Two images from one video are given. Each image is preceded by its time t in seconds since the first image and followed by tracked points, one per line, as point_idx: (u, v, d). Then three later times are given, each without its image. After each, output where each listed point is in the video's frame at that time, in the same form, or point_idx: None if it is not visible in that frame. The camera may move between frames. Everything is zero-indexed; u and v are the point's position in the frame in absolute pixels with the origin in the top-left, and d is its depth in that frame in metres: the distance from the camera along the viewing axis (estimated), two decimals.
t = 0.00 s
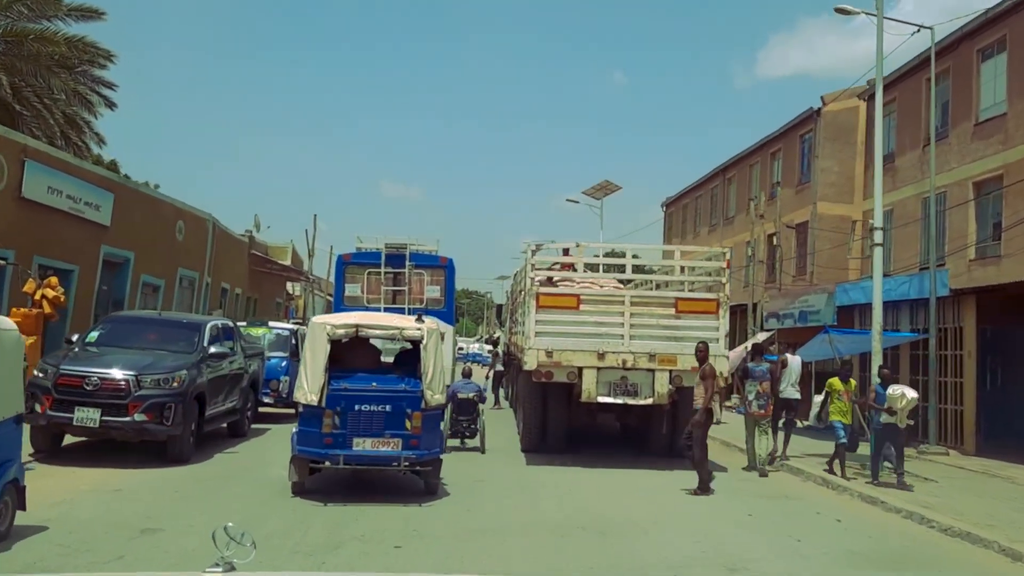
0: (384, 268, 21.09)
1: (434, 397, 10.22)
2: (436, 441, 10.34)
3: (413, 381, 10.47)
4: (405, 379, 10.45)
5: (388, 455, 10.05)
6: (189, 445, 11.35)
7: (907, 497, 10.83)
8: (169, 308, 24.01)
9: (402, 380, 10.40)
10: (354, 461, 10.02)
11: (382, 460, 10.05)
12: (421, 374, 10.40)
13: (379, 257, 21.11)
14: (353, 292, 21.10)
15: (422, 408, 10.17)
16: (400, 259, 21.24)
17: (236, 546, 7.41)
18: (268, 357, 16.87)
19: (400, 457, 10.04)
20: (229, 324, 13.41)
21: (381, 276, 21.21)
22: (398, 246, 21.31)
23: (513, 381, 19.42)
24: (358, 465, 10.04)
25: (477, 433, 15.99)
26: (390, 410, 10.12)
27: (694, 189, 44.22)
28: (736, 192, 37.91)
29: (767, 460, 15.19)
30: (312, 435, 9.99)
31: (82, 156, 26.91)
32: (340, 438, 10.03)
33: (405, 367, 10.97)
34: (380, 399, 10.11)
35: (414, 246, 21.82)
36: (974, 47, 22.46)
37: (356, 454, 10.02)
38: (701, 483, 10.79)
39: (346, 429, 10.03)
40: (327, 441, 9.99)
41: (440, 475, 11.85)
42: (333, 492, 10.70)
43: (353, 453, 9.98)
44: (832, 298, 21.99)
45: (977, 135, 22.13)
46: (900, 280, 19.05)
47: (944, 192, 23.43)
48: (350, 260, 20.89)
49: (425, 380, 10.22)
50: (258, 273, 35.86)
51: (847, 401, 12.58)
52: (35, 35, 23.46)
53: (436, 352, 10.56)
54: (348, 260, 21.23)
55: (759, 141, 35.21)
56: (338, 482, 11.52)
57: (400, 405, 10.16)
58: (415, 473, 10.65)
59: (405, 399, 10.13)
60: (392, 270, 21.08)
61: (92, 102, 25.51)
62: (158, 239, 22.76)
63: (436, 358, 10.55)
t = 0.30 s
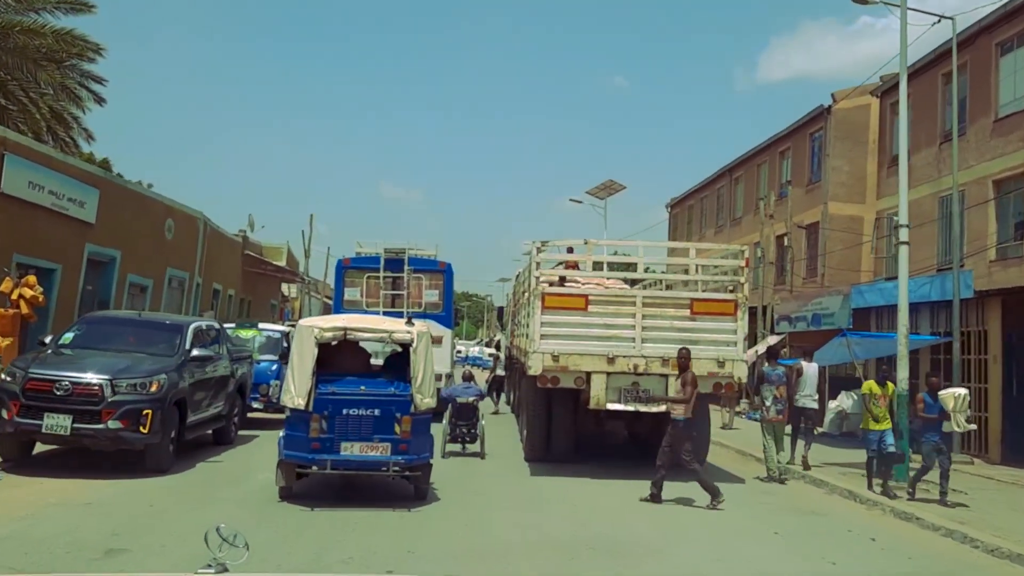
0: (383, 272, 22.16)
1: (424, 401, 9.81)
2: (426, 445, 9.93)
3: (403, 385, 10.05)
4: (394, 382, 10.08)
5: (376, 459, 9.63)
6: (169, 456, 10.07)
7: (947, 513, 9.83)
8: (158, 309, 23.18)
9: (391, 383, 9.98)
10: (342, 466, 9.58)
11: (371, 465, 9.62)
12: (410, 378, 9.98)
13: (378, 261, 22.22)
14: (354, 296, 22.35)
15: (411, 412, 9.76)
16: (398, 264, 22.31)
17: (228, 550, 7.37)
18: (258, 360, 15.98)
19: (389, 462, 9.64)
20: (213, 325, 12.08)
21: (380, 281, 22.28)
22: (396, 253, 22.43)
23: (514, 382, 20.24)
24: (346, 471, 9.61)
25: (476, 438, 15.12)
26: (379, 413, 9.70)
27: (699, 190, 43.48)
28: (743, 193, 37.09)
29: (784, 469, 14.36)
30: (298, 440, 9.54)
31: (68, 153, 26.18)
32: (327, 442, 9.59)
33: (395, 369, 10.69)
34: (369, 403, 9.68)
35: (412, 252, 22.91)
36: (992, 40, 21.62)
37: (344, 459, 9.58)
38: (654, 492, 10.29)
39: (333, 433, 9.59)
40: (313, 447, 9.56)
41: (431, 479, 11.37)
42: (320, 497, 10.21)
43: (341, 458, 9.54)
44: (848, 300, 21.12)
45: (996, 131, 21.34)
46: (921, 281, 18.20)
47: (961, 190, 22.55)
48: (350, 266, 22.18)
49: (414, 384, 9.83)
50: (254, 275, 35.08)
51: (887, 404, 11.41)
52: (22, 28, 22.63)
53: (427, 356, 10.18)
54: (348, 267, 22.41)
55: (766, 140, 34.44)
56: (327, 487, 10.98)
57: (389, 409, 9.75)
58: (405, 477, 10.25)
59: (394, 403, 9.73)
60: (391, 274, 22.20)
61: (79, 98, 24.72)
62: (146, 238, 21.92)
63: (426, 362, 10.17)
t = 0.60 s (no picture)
0: (385, 277, 21.82)
1: (413, 404, 9.75)
2: (416, 448, 9.83)
3: (394, 387, 9.95)
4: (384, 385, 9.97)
5: (366, 462, 9.51)
6: (153, 465, 9.36)
7: (981, 527, 9.19)
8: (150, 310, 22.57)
9: (382, 386, 9.86)
10: (332, 468, 9.47)
11: (361, 467, 9.51)
12: (401, 380, 9.90)
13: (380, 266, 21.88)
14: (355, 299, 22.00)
15: (401, 415, 9.66)
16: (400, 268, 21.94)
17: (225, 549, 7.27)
18: (251, 363, 15.38)
19: (380, 464, 9.51)
20: (200, 326, 11.35)
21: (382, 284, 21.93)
22: (398, 256, 22.10)
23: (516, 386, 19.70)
24: (336, 473, 9.50)
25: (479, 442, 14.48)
26: (369, 416, 9.58)
27: (703, 191, 42.86)
28: (749, 193, 36.48)
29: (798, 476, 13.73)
30: (289, 442, 9.40)
31: (59, 149, 25.61)
32: (318, 444, 9.46)
33: (386, 371, 10.62)
34: (359, 405, 9.56)
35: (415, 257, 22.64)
36: (1009, 34, 21.01)
37: (334, 461, 9.46)
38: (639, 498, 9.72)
39: (324, 435, 9.45)
40: (304, 448, 9.42)
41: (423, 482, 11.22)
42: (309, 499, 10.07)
43: (331, 460, 9.43)
44: (860, 300, 20.54)
45: (1013, 127, 20.73)
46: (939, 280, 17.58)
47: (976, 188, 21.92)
48: (351, 268, 21.79)
49: (405, 387, 9.75)
50: (251, 276, 34.45)
51: (934, 420, 10.26)
52: (10, 21, 22.14)
53: (416, 359, 10.13)
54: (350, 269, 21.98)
55: (772, 139, 33.84)
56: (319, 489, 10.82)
57: (379, 411, 9.64)
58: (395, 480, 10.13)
59: (384, 405, 9.62)
60: (393, 278, 21.83)
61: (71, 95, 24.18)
62: (138, 236, 21.32)
63: (416, 365, 10.09)
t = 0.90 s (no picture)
0: (385, 280, 21.30)
1: (404, 405, 9.51)
2: (407, 449, 9.66)
3: (385, 388, 9.78)
4: (376, 386, 9.78)
5: (358, 463, 9.35)
6: (134, 475, 8.69)
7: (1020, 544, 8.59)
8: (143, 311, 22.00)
9: (372, 387, 9.68)
10: (323, 469, 9.32)
11: (352, 468, 9.34)
12: (391, 381, 9.73)
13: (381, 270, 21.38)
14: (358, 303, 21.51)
15: (392, 416, 9.46)
16: (400, 272, 21.44)
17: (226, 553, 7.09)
18: (244, 366, 14.78)
19: (370, 465, 9.34)
20: (187, 327, 10.69)
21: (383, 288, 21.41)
22: (399, 261, 21.69)
23: (519, 390, 19.14)
24: (328, 474, 9.34)
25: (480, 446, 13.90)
26: (359, 417, 9.41)
27: (705, 190, 42.32)
28: (753, 192, 35.92)
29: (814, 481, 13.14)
30: (280, 443, 9.29)
31: (50, 146, 25.03)
32: (309, 445, 9.33)
33: (377, 373, 10.51)
34: (350, 406, 9.40)
35: (416, 261, 22.11)
36: None
37: (325, 462, 9.32)
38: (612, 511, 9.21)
39: (314, 436, 9.32)
40: (295, 449, 9.29)
41: (415, 482, 11.13)
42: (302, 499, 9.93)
43: (322, 460, 9.27)
44: (872, 301, 19.98)
45: None
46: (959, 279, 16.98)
47: (988, 186, 21.23)
48: (354, 272, 21.36)
49: (395, 388, 9.53)
50: (247, 277, 33.88)
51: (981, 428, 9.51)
52: None
53: (407, 359, 9.92)
54: (353, 274, 21.47)
55: (778, 138, 33.27)
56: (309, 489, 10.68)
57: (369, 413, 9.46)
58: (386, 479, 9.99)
59: (375, 407, 9.44)
60: (394, 283, 21.38)
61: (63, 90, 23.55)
62: (129, 234, 20.73)
63: (408, 366, 9.91)
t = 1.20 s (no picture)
0: (388, 286, 20.70)
1: (394, 408, 9.60)
2: (397, 449, 9.78)
3: (374, 391, 9.88)
4: (366, 389, 9.88)
5: (349, 464, 9.45)
6: (111, 488, 8.07)
7: None
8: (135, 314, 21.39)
9: (363, 389, 9.78)
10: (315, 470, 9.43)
11: (343, 469, 9.45)
12: (381, 385, 9.82)
13: (383, 277, 20.81)
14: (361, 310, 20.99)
15: (382, 418, 9.57)
16: (404, 279, 20.86)
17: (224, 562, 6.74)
18: (235, 371, 14.18)
19: (361, 466, 9.45)
20: (171, 329, 10.07)
21: (385, 295, 20.81)
22: (402, 267, 21.09)
23: (522, 397, 18.54)
24: (320, 474, 9.45)
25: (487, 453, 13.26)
26: (350, 419, 9.53)
27: (710, 192, 41.66)
28: (759, 193, 35.30)
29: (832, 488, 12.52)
30: (272, 444, 9.42)
31: (41, 144, 24.49)
32: (301, 446, 9.46)
33: (369, 377, 10.57)
34: (340, 408, 9.52)
35: (417, 268, 21.53)
36: None
37: (317, 463, 9.42)
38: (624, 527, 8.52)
39: (306, 437, 9.45)
40: (287, 450, 9.42)
41: (408, 485, 11.17)
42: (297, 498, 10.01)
43: (314, 462, 9.38)
44: (885, 304, 19.41)
45: None
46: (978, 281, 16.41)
47: (1005, 186, 20.64)
48: (357, 279, 20.77)
49: (385, 391, 9.62)
50: (244, 280, 33.20)
51: None
52: None
53: (397, 362, 9.99)
54: (357, 281, 20.88)
55: (784, 138, 32.68)
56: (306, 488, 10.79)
57: (360, 414, 9.58)
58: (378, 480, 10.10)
59: (365, 409, 9.55)
60: (396, 289, 20.77)
61: (52, 88, 23.05)
62: (121, 235, 20.15)
63: (398, 370, 9.97)
